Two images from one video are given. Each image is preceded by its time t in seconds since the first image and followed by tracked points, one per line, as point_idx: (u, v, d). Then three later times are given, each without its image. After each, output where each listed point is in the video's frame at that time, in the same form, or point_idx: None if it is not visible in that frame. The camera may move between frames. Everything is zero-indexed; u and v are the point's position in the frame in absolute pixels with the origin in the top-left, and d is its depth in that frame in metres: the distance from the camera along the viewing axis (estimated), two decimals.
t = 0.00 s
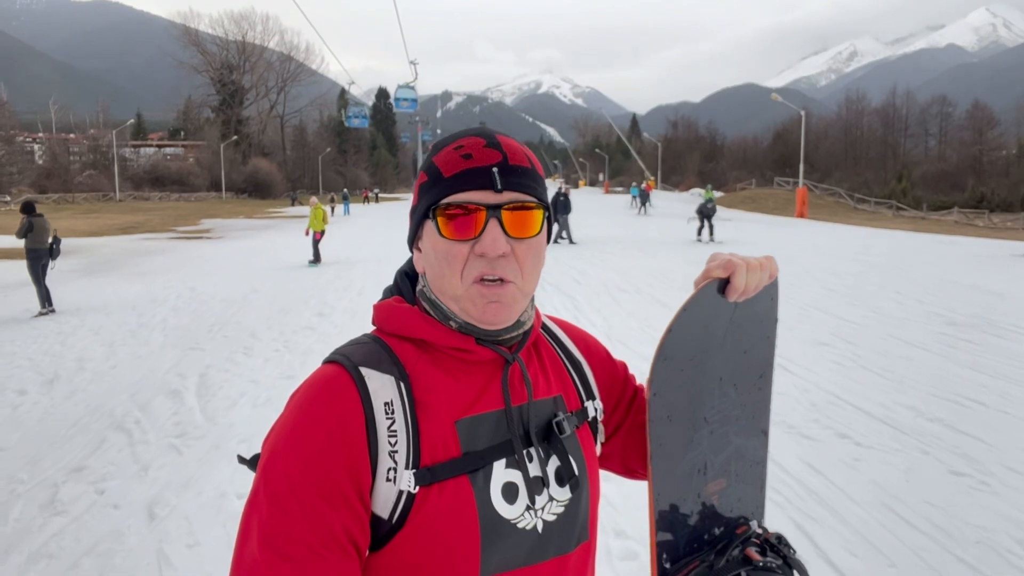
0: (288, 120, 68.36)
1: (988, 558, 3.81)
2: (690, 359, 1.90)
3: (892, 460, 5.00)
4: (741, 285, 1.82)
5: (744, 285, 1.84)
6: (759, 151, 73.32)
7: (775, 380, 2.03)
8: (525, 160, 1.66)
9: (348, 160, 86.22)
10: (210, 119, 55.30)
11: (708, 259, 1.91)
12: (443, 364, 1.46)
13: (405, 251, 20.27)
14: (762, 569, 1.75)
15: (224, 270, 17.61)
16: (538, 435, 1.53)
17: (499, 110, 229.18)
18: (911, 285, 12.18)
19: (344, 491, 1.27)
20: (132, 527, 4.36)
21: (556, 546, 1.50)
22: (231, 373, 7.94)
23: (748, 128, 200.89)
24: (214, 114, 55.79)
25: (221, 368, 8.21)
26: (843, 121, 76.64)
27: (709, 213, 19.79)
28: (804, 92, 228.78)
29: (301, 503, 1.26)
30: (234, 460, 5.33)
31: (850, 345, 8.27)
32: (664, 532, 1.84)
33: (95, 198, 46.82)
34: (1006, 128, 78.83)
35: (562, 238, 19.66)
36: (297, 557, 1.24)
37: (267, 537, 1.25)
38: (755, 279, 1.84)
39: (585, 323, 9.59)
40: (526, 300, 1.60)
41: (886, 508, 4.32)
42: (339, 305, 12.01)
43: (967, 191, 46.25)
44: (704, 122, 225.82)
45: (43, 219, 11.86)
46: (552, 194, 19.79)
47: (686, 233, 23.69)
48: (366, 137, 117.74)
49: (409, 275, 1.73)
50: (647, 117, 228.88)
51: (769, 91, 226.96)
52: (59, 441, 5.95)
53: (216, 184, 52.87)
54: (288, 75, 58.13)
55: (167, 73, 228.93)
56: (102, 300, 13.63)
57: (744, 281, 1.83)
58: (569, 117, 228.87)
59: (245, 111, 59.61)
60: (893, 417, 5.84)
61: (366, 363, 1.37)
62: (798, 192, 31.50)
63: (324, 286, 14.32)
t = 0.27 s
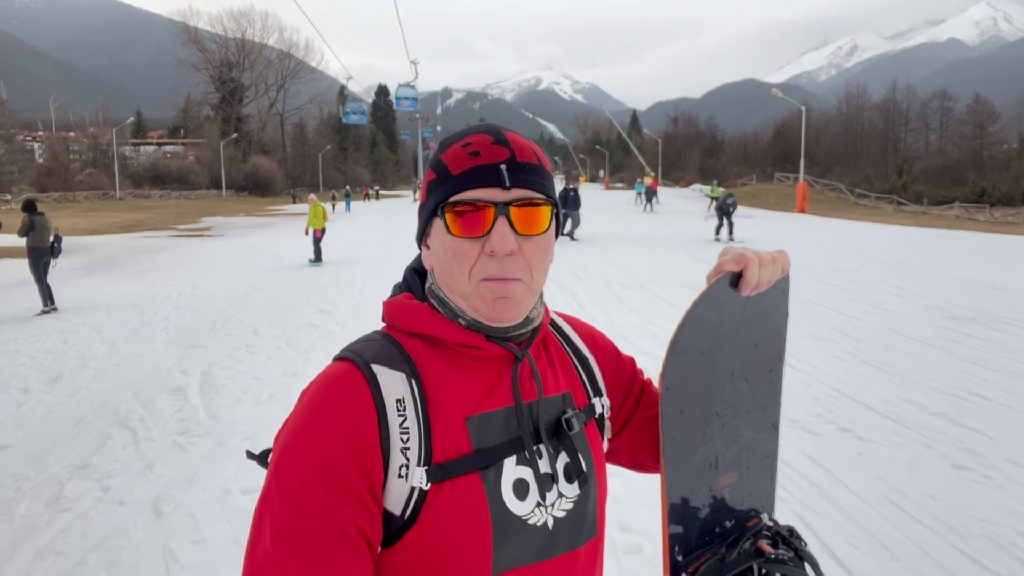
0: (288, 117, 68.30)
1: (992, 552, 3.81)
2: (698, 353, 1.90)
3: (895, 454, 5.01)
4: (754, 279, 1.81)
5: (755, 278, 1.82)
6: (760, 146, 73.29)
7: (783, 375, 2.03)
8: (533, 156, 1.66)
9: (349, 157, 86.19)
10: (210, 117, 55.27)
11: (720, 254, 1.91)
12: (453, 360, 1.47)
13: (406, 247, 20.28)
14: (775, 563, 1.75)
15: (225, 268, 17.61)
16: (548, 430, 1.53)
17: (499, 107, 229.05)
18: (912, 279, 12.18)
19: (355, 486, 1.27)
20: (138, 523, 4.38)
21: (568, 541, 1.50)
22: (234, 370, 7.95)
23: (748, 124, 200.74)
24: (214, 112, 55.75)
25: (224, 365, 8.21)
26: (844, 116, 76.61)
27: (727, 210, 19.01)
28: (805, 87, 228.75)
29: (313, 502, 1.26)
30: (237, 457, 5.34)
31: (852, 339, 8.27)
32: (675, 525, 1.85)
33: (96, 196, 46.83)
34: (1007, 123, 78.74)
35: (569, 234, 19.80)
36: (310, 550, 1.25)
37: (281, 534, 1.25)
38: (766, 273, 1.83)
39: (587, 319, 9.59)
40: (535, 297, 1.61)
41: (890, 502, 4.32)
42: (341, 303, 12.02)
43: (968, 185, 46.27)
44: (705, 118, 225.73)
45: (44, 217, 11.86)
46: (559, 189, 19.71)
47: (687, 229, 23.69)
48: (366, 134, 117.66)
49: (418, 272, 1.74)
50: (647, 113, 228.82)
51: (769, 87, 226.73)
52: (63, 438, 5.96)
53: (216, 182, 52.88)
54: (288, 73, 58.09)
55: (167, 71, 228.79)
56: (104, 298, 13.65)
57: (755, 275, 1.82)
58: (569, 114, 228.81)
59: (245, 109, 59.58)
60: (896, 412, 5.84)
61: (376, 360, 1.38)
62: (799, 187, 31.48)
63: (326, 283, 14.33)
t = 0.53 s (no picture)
0: (287, 114, 68.23)
1: (990, 547, 3.83)
2: (693, 351, 1.90)
3: (893, 449, 5.02)
4: (748, 277, 1.81)
5: (748, 277, 1.82)
6: (759, 142, 73.31)
7: (779, 372, 2.03)
8: (526, 154, 1.66)
9: (348, 154, 86.13)
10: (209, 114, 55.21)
11: (714, 251, 1.91)
12: (446, 361, 1.47)
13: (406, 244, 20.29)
14: (769, 560, 1.75)
15: (225, 265, 17.61)
16: (543, 430, 1.54)
17: (499, 103, 228.96)
18: (911, 274, 12.21)
19: (348, 486, 1.27)
20: (138, 521, 4.39)
21: (563, 540, 1.51)
22: (233, 368, 7.96)
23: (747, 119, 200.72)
24: (212, 109, 55.68)
25: (223, 363, 8.22)
26: (844, 111, 76.58)
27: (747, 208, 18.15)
28: (804, 82, 228.77)
29: (308, 503, 1.27)
30: (237, 455, 5.34)
31: (851, 335, 8.28)
32: (671, 523, 1.85)
33: (95, 194, 46.82)
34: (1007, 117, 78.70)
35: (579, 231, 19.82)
36: (303, 551, 1.25)
37: (276, 534, 1.25)
38: (761, 271, 1.82)
39: (586, 316, 9.61)
40: (529, 295, 1.61)
41: (889, 498, 4.33)
42: (341, 300, 12.03)
43: (968, 180, 46.30)
44: (704, 114, 225.68)
45: (43, 216, 11.87)
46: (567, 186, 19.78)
47: (687, 225, 23.70)
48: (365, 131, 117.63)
49: (412, 271, 1.74)
50: (646, 109, 228.81)
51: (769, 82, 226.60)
52: (63, 437, 5.97)
53: (215, 179, 52.85)
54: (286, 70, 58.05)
55: (166, 70, 228.87)
56: (104, 296, 13.65)
57: (750, 274, 1.82)
58: (569, 110, 228.80)
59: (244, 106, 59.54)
60: (895, 407, 5.85)
61: (369, 360, 1.38)
62: (799, 182, 31.49)
63: (325, 280, 14.33)
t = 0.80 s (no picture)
0: (285, 112, 68.19)
1: (989, 544, 3.83)
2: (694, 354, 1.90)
3: (892, 446, 5.02)
4: (748, 281, 1.81)
5: (750, 280, 1.81)
6: (758, 138, 73.26)
7: (779, 375, 2.02)
8: (531, 159, 1.65)
9: (347, 152, 86.08)
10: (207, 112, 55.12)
11: (714, 255, 1.90)
12: (450, 367, 1.46)
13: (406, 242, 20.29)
14: (769, 563, 1.75)
15: (223, 264, 17.61)
16: (545, 437, 1.53)
17: (497, 100, 228.91)
18: (910, 271, 12.20)
19: (351, 495, 1.27)
20: (136, 521, 4.38)
21: (566, 547, 1.50)
22: (233, 367, 7.96)
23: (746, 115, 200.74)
24: (211, 107, 55.59)
25: (222, 363, 8.22)
26: (843, 106, 76.60)
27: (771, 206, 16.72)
28: (803, 78, 228.77)
29: (311, 512, 1.26)
30: (236, 455, 5.33)
31: (851, 332, 8.28)
32: (670, 527, 1.85)
33: (93, 192, 46.76)
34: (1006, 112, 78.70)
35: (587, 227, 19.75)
36: (306, 558, 1.25)
37: (277, 543, 1.25)
38: (761, 275, 1.82)
39: (585, 314, 9.61)
40: (532, 301, 1.60)
41: (888, 495, 4.33)
42: (340, 299, 12.02)
43: (967, 175, 46.30)
44: (703, 110, 225.67)
45: (42, 215, 11.85)
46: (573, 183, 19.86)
47: (687, 222, 23.71)
48: (364, 129, 117.55)
49: (414, 276, 1.73)
50: (645, 106, 228.82)
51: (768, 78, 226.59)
52: (62, 437, 5.97)
53: (214, 177, 52.78)
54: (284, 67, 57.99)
55: (164, 68, 228.78)
56: (103, 295, 13.64)
57: (750, 277, 1.81)
58: (567, 107, 228.76)
59: (242, 104, 59.48)
60: (894, 404, 5.85)
61: (372, 368, 1.37)
62: (798, 179, 31.51)
63: (324, 279, 14.32)
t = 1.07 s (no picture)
0: (283, 111, 68.13)
1: (985, 544, 3.83)
2: (689, 355, 1.90)
3: (888, 444, 5.03)
4: (742, 282, 1.80)
5: (744, 281, 1.81)
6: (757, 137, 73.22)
7: (774, 376, 2.02)
8: (530, 163, 1.65)
9: (345, 151, 85.99)
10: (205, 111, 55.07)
11: (709, 256, 1.90)
12: (447, 371, 1.46)
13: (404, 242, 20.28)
14: (763, 564, 1.75)
15: (221, 264, 17.59)
16: (542, 438, 1.53)
17: (496, 99, 228.90)
18: (908, 269, 12.20)
19: (347, 497, 1.27)
20: (134, 522, 4.38)
21: (562, 550, 1.50)
22: (230, 367, 7.95)
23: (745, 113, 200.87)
24: (208, 106, 55.53)
25: (220, 362, 8.21)
26: (841, 105, 76.65)
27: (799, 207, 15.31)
28: (802, 76, 228.75)
29: (308, 515, 1.25)
30: (234, 455, 5.34)
31: (849, 330, 8.28)
32: (665, 526, 1.85)
33: (91, 192, 46.72)
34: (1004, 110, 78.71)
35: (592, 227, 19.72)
36: (300, 562, 1.24)
37: (273, 545, 1.24)
38: (756, 276, 1.81)
39: (583, 312, 9.61)
40: (531, 304, 1.60)
41: (884, 494, 4.33)
42: (338, 298, 12.01)
43: (965, 173, 46.33)
44: (702, 108, 225.72)
45: (40, 216, 11.81)
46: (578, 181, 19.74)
47: (685, 220, 23.71)
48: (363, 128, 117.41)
49: (411, 278, 1.73)
50: (644, 104, 228.82)
51: (766, 76, 227.03)
52: (60, 437, 5.96)
53: (212, 177, 52.72)
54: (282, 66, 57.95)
55: (163, 68, 228.74)
56: (101, 295, 13.62)
57: (745, 278, 1.81)
58: (566, 105, 228.74)
59: (240, 103, 59.42)
60: (891, 402, 5.87)
61: (368, 369, 1.37)
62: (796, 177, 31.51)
63: (322, 279, 14.31)
